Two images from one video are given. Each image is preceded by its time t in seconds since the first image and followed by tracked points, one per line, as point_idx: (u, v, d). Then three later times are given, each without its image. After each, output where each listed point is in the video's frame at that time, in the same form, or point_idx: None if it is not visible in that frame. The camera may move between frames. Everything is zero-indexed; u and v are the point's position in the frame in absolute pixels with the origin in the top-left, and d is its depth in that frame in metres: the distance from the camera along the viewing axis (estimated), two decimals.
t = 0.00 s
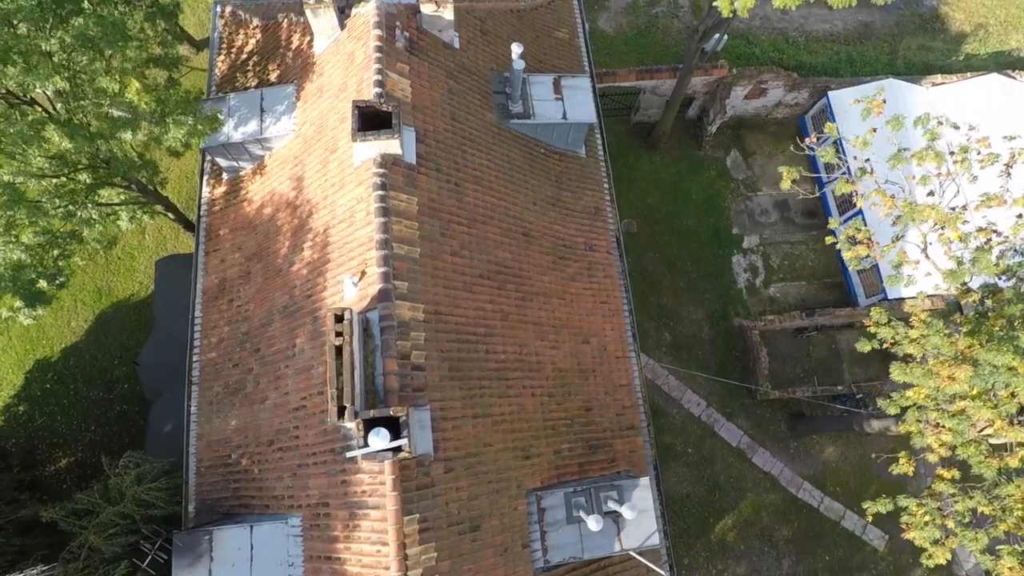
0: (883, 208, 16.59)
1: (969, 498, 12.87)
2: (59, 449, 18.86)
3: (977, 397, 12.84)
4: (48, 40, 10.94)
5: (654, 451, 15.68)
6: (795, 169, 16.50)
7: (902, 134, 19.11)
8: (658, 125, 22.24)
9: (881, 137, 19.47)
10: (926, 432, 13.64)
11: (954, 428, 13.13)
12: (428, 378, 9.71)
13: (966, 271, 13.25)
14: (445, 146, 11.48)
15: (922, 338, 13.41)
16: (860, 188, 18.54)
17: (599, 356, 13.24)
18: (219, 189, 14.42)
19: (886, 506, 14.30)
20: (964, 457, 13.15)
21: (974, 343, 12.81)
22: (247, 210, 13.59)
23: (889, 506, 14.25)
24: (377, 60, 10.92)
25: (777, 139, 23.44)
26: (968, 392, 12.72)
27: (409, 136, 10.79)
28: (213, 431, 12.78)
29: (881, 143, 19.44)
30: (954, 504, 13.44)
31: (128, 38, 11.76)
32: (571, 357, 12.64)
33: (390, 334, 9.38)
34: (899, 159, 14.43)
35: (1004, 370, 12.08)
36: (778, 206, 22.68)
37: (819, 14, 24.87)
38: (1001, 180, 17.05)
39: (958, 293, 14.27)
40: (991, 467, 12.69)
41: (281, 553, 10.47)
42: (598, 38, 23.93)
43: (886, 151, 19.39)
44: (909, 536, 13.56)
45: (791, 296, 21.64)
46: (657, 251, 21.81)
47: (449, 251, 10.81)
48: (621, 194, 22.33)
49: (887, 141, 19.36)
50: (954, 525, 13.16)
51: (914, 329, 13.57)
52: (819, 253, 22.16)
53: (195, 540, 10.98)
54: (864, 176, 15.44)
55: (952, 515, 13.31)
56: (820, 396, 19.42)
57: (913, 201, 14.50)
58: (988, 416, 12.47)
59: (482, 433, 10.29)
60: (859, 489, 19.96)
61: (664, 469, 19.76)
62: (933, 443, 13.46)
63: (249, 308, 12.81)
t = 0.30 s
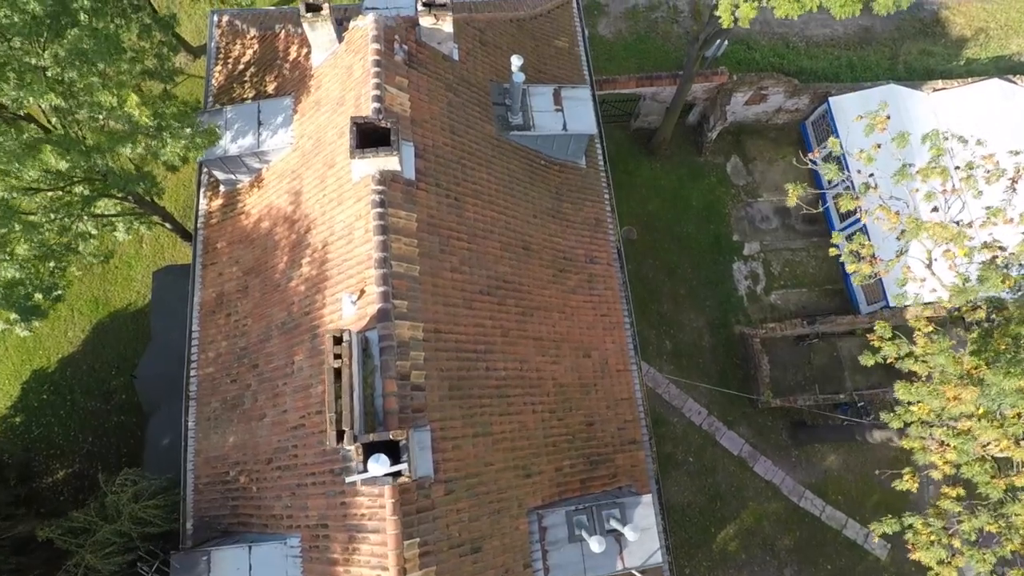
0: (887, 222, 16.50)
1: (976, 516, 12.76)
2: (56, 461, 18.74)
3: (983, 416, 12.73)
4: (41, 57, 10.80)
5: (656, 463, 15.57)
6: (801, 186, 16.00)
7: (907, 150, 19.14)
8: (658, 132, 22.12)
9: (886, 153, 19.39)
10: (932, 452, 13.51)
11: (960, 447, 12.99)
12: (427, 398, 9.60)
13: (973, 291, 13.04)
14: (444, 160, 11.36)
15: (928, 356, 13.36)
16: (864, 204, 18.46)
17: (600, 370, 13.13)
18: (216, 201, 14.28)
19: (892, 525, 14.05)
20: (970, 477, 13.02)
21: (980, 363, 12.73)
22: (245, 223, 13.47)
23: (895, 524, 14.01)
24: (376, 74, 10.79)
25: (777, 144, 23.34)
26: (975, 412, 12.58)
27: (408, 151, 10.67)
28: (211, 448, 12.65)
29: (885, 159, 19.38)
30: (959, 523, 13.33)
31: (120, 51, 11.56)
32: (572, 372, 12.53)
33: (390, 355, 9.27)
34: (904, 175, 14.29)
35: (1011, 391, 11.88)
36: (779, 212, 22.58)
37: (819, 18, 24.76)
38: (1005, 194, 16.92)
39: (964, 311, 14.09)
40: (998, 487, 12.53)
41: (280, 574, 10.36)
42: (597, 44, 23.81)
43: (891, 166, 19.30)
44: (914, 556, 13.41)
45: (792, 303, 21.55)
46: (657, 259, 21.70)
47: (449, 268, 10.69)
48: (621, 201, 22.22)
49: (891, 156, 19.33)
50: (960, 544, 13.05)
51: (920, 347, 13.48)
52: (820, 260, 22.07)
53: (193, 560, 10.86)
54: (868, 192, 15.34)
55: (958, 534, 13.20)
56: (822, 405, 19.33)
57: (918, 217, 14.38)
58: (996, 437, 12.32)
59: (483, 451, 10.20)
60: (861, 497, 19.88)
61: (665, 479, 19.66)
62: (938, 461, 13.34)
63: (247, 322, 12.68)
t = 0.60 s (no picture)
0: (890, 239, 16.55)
1: (982, 539, 12.57)
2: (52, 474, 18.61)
3: (991, 440, 12.48)
4: (34, 71, 10.68)
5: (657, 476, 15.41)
6: (802, 204, 15.87)
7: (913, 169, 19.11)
8: (658, 139, 21.98)
9: (891, 171, 19.46)
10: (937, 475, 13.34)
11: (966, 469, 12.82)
12: (426, 421, 9.47)
13: (979, 311, 12.92)
14: (443, 176, 11.21)
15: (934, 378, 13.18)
16: (868, 222, 18.53)
17: (600, 385, 12.97)
18: (212, 215, 14.12)
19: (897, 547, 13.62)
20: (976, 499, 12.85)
21: (987, 388, 12.67)
22: (241, 238, 13.32)
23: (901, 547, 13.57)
24: (372, 90, 10.64)
25: (777, 151, 23.20)
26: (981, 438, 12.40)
27: (405, 168, 10.51)
28: (206, 466, 12.50)
29: (890, 177, 19.42)
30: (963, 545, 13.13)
31: (114, 67, 11.50)
32: (572, 389, 12.37)
33: (387, 378, 9.11)
34: (910, 194, 14.11)
35: (1019, 418, 11.54)
36: (779, 220, 22.44)
37: (819, 24, 24.61)
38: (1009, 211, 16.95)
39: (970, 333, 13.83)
40: (1003, 511, 12.46)
41: None
42: (596, 50, 23.65)
43: (896, 185, 19.29)
44: None
45: (793, 311, 21.42)
46: (657, 267, 21.57)
47: (447, 287, 10.55)
48: (621, 209, 22.08)
49: (896, 174, 19.36)
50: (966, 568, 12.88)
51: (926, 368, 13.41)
52: (821, 267, 21.94)
53: None
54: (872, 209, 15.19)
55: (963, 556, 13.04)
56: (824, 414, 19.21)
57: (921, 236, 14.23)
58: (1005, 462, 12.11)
59: (482, 473, 10.08)
60: (863, 507, 19.75)
61: (666, 490, 19.53)
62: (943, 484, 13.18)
63: (243, 339, 12.53)
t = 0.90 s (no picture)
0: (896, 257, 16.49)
1: (988, 563, 12.30)
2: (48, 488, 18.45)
3: (999, 465, 12.28)
4: (27, 88, 10.55)
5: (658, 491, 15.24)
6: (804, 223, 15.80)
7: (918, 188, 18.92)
8: (658, 147, 21.82)
9: (897, 190, 19.22)
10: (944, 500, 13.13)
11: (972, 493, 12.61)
12: (424, 446, 9.34)
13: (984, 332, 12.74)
14: (441, 194, 11.05)
15: (939, 400, 13.10)
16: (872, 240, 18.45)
17: (601, 402, 12.80)
18: (208, 229, 13.95)
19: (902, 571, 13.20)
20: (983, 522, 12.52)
21: (995, 415, 12.40)
22: (236, 253, 13.15)
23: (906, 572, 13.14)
24: (369, 107, 10.48)
25: (778, 158, 23.06)
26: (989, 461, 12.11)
27: (403, 187, 10.38)
28: (202, 485, 12.34)
29: (895, 196, 19.24)
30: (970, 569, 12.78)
31: (108, 83, 11.46)
32: (572, 406, 12.21)
33: (384, 403, 8.95)
34: (915, 215, 14.01)
35: None
36: (780, 228, 22.29)
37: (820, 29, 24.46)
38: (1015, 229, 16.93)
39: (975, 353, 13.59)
40: (1013, 536, 12.02)
41: None
42: (596, 57, 23.49)
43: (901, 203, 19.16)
44: None
45: (794, 320, 21.28)
46: (658, 276, 21.42)
47: (445, 307, 10.39)
48: (621, 217, 21.94)
49: (901, 193, 19.19)
50: None
51: (931, 390, 13.24)
52: (823, 276, 21.79)
53: None
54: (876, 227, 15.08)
55: None
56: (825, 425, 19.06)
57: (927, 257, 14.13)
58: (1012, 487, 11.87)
59: (481, 497, 9.95)
60: (865, 518, 19.62)
61: (667, 501, 19.38)
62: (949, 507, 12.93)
63: (238, 357, 12.36)
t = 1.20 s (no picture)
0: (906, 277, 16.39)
1: None
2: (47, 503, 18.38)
3: (1009, 491, 12.15)
4: (21, 107, 10.45)
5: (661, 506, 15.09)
6: (811, 246, 15.57)
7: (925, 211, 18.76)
8: (659, 155, 21.67)
9: (904, 211, 19.10)
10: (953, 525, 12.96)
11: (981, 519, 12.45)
12: (424, 472, 9.25)
13: (994, 356, 12.55)
14: (441, 213, 10.92)
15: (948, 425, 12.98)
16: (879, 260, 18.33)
17: (603, 420, 12.64)
18: (206, 244, 13.81)
19: None
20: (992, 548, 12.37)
21: (1005, 442, 12.38)
22: (235, 270, 13.00)
23: None
24: (368, 126, 10.34)
25: (780, 166, 22.92)
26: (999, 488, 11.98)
27: (402, 207, 10.25)
28: (201, 505, 12.21)
29: (902, 217, 19.11)
30: None
31: (103, 103, 11.40)
32: (575, 425, 12.06)
33: (384, 431, 8.84)
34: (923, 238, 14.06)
35: None
36: (782, 236, 22.16)
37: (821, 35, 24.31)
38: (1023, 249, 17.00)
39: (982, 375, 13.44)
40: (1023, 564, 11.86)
41: None
42: (596, 64, 23.33)
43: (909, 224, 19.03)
44: None
45: (797, 330, 21.15)
46: (660, 286, 21.28)
47: (445, 328, 10.26)
48: (622, 226, 21.80)
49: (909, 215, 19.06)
50: None
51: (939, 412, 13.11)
52: (825, 284, 21.66)
53: None
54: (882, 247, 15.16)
55: None
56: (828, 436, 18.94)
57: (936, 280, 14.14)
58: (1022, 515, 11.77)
59: (482, 522, 9.85)
60: (868, 529, 19.51)
61: (669, 513, 19.24)
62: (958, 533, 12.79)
63: (237, 376, 12.22)
